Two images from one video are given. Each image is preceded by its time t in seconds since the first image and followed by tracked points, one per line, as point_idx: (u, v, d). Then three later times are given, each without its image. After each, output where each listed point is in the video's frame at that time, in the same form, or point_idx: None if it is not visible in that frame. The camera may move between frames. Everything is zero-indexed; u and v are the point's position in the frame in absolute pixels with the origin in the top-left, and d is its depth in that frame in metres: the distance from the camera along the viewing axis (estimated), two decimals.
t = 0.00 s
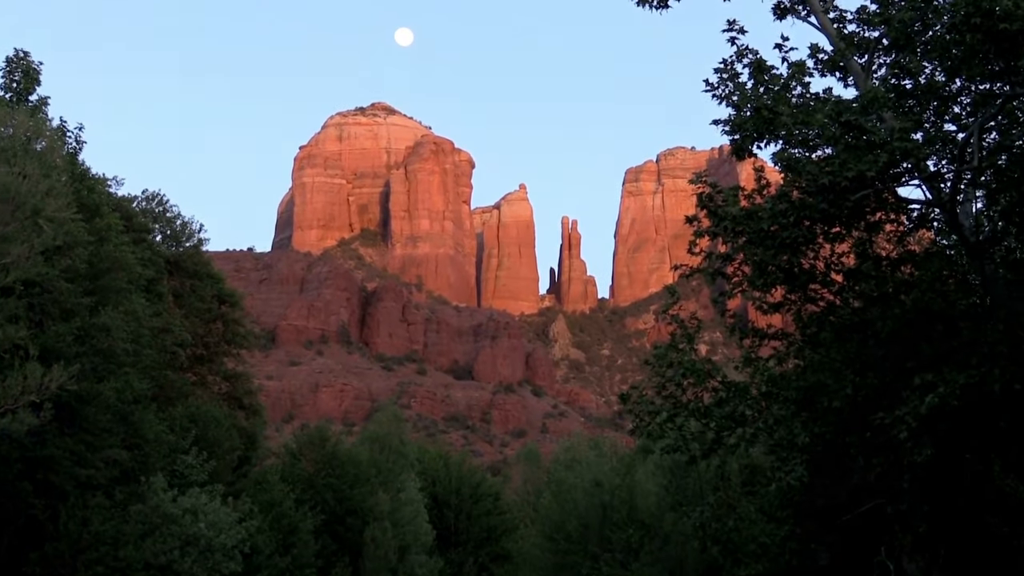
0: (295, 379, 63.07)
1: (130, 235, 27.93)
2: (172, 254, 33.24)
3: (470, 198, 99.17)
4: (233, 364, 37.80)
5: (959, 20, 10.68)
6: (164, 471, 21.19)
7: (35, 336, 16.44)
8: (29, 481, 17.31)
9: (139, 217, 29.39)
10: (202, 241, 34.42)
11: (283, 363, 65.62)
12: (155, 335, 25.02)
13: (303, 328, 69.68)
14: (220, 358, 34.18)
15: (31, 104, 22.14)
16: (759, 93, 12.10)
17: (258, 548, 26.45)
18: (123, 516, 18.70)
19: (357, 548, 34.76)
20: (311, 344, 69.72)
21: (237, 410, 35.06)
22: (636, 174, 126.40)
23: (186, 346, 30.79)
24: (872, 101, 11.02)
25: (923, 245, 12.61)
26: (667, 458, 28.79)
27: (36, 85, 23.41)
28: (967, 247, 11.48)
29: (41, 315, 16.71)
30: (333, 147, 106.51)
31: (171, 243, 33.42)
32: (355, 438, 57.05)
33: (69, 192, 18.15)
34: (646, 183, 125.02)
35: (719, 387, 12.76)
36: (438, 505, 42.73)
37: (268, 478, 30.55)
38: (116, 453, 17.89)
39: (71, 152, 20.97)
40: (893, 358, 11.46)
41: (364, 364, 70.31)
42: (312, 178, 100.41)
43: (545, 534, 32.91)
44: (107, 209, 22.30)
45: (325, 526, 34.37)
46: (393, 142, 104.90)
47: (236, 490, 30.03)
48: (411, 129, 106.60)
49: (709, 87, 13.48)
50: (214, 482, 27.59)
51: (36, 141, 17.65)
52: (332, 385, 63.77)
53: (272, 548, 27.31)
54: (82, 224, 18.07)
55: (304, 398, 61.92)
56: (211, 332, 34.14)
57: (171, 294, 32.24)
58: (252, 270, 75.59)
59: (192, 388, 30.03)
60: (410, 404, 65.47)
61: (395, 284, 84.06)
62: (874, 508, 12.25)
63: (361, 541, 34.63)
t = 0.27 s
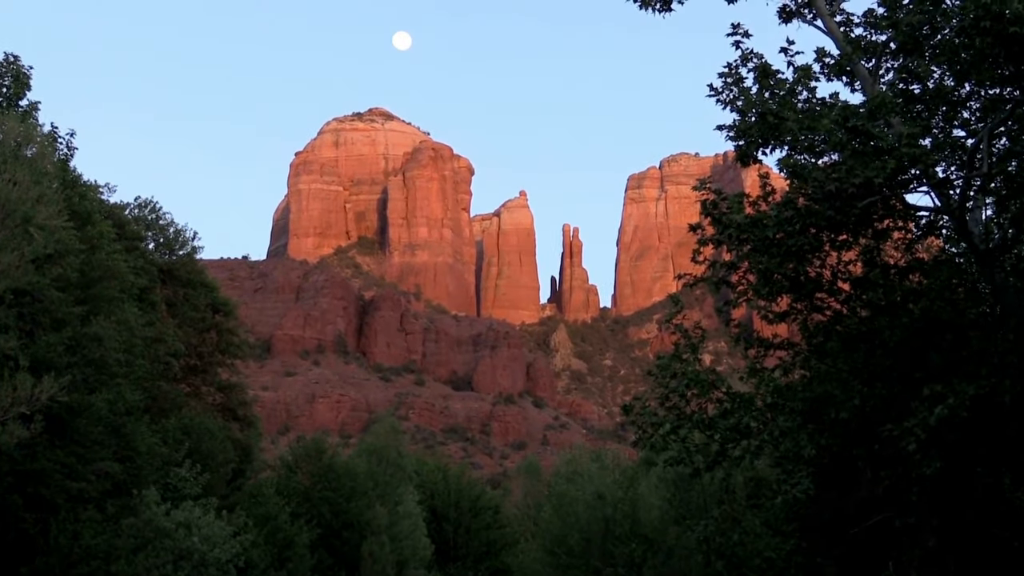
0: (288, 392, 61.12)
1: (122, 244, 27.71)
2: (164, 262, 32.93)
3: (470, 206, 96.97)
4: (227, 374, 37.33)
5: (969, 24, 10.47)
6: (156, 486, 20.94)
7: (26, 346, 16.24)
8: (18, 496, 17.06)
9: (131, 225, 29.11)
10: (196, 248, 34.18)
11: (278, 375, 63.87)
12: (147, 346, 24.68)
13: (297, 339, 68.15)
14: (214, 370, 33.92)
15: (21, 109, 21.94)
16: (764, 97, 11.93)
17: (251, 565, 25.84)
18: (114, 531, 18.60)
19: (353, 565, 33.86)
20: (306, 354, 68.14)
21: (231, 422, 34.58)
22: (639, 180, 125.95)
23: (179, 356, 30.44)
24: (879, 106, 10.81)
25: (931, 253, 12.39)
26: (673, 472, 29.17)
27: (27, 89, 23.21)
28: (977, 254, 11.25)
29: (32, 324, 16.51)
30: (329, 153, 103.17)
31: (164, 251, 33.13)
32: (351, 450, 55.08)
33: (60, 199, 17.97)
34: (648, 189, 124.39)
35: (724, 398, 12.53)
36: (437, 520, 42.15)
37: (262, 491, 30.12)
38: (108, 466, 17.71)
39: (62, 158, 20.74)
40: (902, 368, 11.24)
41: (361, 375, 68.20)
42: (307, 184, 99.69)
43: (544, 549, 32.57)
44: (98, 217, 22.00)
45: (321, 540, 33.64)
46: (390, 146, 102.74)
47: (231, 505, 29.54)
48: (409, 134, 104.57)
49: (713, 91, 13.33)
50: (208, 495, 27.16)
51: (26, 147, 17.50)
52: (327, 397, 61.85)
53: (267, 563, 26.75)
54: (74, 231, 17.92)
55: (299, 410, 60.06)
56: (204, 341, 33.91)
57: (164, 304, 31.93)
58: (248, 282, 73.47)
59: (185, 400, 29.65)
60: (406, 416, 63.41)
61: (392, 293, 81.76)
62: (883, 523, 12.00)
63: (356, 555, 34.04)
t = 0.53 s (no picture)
0: (282, 403, 57.48)
1: (116, 253, 27.47)
2: (157, 270, 32.78)
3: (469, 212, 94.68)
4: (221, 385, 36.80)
5: (978, 28, 10.24)
6: (145, 498, 20.54)
7: (16, 356, 15.97)
8: (8, 509, 16.76)
9: (124, 232, 28.72)
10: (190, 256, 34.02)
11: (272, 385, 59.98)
12: (139, 356, 24.26)
13: (293, 349, 64.25)
14: (208, 380, 33.51)
15: (12, 114, 21.76)
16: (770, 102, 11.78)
17: None
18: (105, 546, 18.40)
19: None
20: (303, 365, 64.17)
21: (226, 433, 34.27)
22: (642, 187, 125.55)
23: (172, 366, 29.98)
24: (887, 111, 10.65)
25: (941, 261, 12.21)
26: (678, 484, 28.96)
27: (19, 96, 23.03)
28: (987, 262, 11.04)
29: (22, 333, 16.21)
30: (326, 160, 103.03)
31: (157, 259, 33.08)
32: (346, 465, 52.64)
33: (51, 206, 17.88)
34: (650, 196, 123.99)
35: (729, 409, 12.33)
36: (436, 534, 41.22)
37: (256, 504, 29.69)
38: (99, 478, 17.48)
39: (54, 166, 20.60)
40: (911, 379, 11.02)
41: (358, 386, 64.39)
42: (303, 191, 95.38)
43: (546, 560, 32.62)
44: (90, 225, 21.77)
45: (317, 554, 32.92)
46: (388, 155, 101.28)
47: (225, 519, 29.02)
48: (407, 140, 103.24)
49: (716, 96, 13.19)
50: (202, 508, 26.70)
51: (18, 154, 17.46)
52: (324, 409, 58.23)
53: None
54: (65, 239, 17.82)
55: (294, 421, 56.33)
56: (197, 351, 33.59)
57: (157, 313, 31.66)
58: (242, 291, 69.82)
59: (179, 411, 29.23)
60: (404, 428, 59.65)
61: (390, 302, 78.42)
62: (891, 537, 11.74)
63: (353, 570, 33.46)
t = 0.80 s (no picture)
0: (279, 414, 56.35)
1: (107, 261, 27.19)
2: (150, 278, 32.54)
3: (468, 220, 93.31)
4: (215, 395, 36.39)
5: (988, 29, 10.13)
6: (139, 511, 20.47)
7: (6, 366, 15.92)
8: None
9: (115, 239, 28.48)
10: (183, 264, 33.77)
11: (268, 396, 58.36)
12: (132, 365, 24.00)
13: (289, 359, 62.19)
14: (201, 390, 33.31)
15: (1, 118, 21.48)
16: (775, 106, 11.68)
17: None
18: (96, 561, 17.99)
19: None
20: (298, 375, 62.06)
21: (220, 444, 34.12)
22: (645, 193, 125.10)
23: (165, 376, 29.65)
24: (895, 115, 10.43)
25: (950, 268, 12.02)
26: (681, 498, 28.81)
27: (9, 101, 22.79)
28: (998, 270, 10.82)
29: (11, 343, 16.11)
30: (322, 165, 100.55)
31: (150, 267, 32.84)
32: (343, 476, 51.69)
33: (41, 212, 17.73)
34: (654, 202, 123.59)
35: (734, 420, 12.13)
36: (434, 547, 40.71)
37: (251, 516, 29.41)
38: (91, 491, 17.26)
39: (43, 172, 20.38)
40: (921, 388, 10.62)
41: (355, 397, 62.44)
42: (299, 198, 95.43)
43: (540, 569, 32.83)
44: (81, 231, 21.49)
45: (313, 566, 32.35)
46: (385, 159, 99.97)
47: (220, 530, 28.68)
48: (404, 145, 102.07)
49: (720, 101, 13.16)
50: (196, 521, 26.41)
51: (7, 161, 17.37)
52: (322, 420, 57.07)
53: None
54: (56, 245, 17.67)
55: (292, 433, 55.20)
56: (190, 361, 33.26)
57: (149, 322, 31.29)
58: (235, 298, 67.42)
59: (172, 422, 28.91)
60: (401, 438, 58.79)
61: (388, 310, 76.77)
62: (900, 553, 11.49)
63: None
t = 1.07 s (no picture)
0: (275, 423, 56.21)
1: (99, 269, 27.01)
2: (142, 285, 32.39)
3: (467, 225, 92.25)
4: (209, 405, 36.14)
5: (998, 31, 9.95)
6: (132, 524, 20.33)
7: None
8: None
9: (107, 245, 28.34)
10: (176, 271, 33.56)
11: (263, 405, 58.17)
12: (124, 375, 23.78)
13: (284, 367, 61.88)
14: (196, 399, 33.09)
15: None
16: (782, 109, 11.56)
17: None
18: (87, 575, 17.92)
19: None
20: (294, 384, 61.70)
21: (214, 454, 33.94)
22: (648, 198, 124.67)
23: (158, 385, 29.38)
24: (903, 119, 10.25)
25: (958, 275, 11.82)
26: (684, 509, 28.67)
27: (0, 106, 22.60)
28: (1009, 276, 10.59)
29: None
30: (318, 169, 100.94)
31: (143, 274, 32.72)
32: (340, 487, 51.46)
33: (30, 219, 17.54)
34: (657, 207, 123.03)
35: (738, 430, 11.88)
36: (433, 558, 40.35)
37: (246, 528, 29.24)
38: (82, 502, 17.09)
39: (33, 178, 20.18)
40: (930, 397, 10.50)
41: (351, 406, 61.88)
42: (295, 203, 94.38)
43: None
44: (72, 237, 21.25)
45: None
46: (381, 163, 99.24)
47: (214, 543, 28.44)
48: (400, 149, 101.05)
49: (726, 102, 13.07)
50: (189, 532, 26.18)
51: None
52: (318, 430, 56.77)
53: None
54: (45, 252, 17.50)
55: (286, 443, 55.14)
56: (184, 370, 33.02)
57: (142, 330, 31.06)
58: (233, 307, 67.47)
59: (165, 431, 28.70)
60: (399, 448, 58.54)
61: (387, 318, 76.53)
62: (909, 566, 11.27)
63: None
